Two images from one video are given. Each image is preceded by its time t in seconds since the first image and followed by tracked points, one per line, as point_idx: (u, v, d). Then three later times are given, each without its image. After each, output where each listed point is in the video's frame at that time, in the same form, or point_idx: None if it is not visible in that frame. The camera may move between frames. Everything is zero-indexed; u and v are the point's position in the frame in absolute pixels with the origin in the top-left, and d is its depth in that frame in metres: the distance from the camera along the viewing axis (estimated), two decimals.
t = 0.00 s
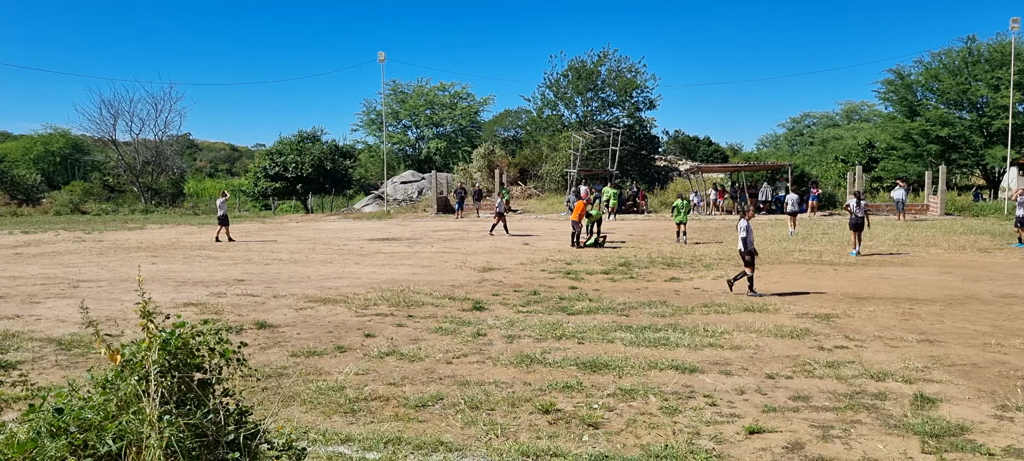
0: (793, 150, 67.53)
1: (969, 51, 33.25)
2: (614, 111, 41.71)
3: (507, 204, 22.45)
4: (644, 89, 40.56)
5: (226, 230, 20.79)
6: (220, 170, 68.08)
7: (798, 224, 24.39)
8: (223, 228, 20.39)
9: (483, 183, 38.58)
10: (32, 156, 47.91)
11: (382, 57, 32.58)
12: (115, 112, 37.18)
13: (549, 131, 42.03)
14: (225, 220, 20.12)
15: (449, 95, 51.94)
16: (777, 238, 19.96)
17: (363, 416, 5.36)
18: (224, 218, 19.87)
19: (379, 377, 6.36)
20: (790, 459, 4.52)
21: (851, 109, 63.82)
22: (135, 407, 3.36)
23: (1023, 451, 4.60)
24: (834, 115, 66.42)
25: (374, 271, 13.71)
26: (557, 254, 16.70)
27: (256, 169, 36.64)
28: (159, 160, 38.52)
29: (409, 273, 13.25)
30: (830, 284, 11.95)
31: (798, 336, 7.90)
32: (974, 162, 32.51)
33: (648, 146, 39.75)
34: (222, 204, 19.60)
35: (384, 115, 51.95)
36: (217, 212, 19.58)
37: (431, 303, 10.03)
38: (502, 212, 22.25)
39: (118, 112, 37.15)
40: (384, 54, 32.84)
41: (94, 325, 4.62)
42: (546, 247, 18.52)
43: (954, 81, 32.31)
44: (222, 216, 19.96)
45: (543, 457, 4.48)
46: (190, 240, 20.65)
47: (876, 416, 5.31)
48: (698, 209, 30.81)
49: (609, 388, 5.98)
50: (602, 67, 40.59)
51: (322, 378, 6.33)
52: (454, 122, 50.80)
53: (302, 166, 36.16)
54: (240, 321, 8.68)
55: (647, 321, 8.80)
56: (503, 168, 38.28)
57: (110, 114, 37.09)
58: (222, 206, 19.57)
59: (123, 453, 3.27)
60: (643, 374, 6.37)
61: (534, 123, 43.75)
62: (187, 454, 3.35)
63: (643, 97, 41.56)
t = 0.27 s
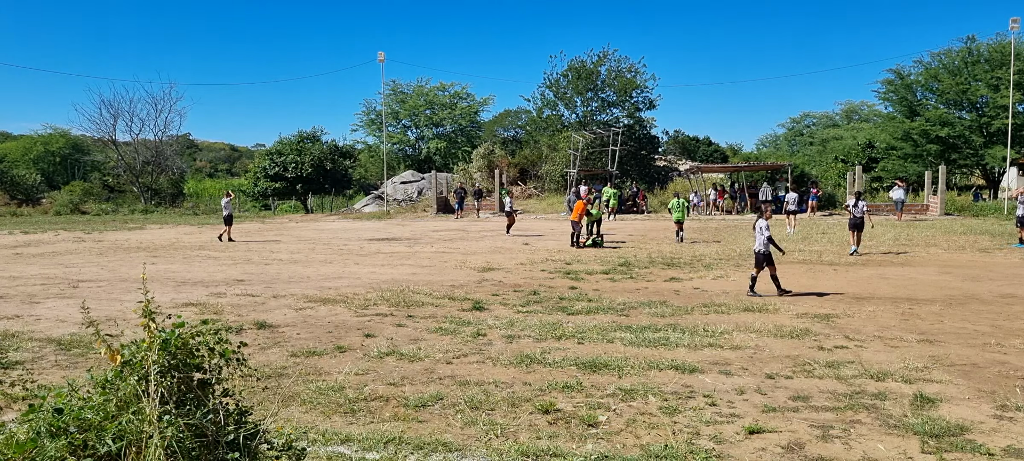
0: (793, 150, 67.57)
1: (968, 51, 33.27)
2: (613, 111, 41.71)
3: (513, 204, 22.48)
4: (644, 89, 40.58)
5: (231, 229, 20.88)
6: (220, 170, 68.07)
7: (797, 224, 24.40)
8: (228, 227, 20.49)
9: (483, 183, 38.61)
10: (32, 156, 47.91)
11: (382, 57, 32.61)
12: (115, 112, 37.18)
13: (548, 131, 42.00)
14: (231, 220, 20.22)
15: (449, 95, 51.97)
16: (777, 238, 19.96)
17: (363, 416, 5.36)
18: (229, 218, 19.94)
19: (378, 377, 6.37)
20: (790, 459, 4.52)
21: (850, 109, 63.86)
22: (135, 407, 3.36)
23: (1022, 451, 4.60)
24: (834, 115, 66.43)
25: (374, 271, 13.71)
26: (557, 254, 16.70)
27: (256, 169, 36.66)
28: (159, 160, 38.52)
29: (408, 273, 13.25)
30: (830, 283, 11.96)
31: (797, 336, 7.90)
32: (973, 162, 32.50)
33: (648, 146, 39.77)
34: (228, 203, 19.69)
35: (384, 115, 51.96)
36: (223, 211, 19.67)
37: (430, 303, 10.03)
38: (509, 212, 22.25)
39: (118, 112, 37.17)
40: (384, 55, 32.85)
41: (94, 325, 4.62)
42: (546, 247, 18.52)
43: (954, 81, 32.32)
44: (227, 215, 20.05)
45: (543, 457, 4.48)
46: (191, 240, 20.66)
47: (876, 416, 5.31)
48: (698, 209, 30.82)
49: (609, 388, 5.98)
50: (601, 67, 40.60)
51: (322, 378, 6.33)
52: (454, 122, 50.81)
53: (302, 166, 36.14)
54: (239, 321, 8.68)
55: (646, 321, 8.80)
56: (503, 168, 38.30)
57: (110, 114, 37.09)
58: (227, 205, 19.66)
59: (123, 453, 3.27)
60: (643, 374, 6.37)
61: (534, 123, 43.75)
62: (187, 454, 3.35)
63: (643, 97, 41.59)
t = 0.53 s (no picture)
0: (793, 150, 67.59)
1: (968, 51, 33.29)
2: (613, 111, 41.71)
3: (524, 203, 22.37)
4: (644, 89, 40.59)
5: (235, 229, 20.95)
6: (220, 170, 68.07)
7: (797, 224, 24.39)
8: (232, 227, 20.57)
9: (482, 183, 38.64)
10: (32, 156, 47.91)
11: (381, 57, 32.60)
12: (114, 112, 37.18)
13: (548, 131, 41.93)
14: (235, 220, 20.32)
15: (449, 95, 51.98)
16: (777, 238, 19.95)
17: (363, 416, 5.36)
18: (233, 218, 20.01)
19: (378, 377, 6.37)
20: (790, 458, 4.52)
21: (850, 109, 63.90)
22: (135, 408, 3.36)
23: (1022, 451, 4.60)
24: (834, 115, 66.46)
25: (373, 271, 13.71)
26: (556, 254, 16.70)
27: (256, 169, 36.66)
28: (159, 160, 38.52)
29: (408, 273, 13.26)
30: (830, 283, 11.96)
31: (797, 336, 7.91)
32: (973, 162, 32.51)
33: (647, 147, 39.78)
34: (232, 203, 19.76)
35: (384, 115, 51.96)
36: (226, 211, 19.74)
37: (430, 303, 10.04)
38: (518, 213, 22.18)
39: (117, 112, 37.16)
40: (384, 55, 32.85)
41: (93, 325, 4.61)
42: (546, 247, 18.53)
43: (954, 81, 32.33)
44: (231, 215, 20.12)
45: (542, 457, 4.48)
46: (191, 240, 20.67)
47: (875, 415, 5.31)
48: (698, 209, 30.82)
49: (609, 388, 5.98)
50: (601, 66, 40.60)
51: (322, 378, 6.33)
52: (453, 122, 50.81)
53: (302, 166, 36.14)
54: (239, 321, 8.68)
55: (646, 321, 8.80)
56: (502, 168, 38.32)
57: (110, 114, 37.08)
58: (231, 205, 19.74)
59: (123, 453, 3.27)
60: (642, 374, 6.37)
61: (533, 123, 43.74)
62: (187, 454, 3.35)
63: (642, 97, 41.61)
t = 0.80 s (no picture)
0: (792, 150, 67.62)
1: (968, 51, 33.31)
2: (613, 111, 41.71)
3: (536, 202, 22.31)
4: (643, 89, 40.59)
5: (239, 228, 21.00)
6: (219, 170, 68.05)
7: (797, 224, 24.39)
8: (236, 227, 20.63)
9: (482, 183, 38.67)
10: (31, 155, 47.88)
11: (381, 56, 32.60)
12: (114, 112, 37.16)
13: (548, 131, 41.83)
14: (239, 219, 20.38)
15: (448, 95, 51.98)
16: (777, 238, 19.95)
17: (362, 416, 5.36)
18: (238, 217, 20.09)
19: (378, 377, 6.36)
20: (789, 458, 4.52)
21: (850, 110, 63.94)
22: (134, 407, 3.35)
23: (1022, 450, 4.61)
24: (834, 115, 66.41)
25: (373, 271, 13.70)
26: (556, 254, 16.69)
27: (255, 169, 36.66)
28: (159, 160, 38.51)
29: (408, 273, 13.25)
30: (829, 283, 11.96)
31: (797, 336, 7.91)
32: (973, 162, 32.51)
33: (647, 146, 39.79)
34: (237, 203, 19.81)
35: (384, 115, 51.95)
36: (230, 211, 19.80)
37: (430, 303, 10.03)
38: (529, 211, 22.13)
39: (117, 112, 37.13)
40: (383, 55, 32.85)
41: (92, 325, 4.61)
42: (546, 247, 18.52)
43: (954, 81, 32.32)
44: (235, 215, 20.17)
45: (542, 457, 4.48)
46: (190, 240, 20.66)
47: (875, 415, 5.31)
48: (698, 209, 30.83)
49: (609, 388, 5.98)
50: (601, 66, 40.59)
51: (321, 378, 6.33)
52: (453, 122, 50.80)
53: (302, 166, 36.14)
54: (239, 321, 8.68)
55: (646, 321, 8.80)
56: (502, 168, 38.33)
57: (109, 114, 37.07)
58: (236, 205, 19.80)
59: (122, 453, 3.27)
60: (642, 374, 6.37)
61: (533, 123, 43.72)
62: (187, 454, 3.36)
63: (642, 97, 41.63)
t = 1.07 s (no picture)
0: (792, 150, 67.64)
1: (967, 51, 33.31)
2: (613, 111, 41.72)
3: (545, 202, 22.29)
4: (643, 89, 40.61)
5: (243, 228, 21.07)
6: (218, 170, 68.05)
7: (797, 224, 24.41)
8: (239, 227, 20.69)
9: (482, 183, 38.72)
10: (31, 156, 47.91)
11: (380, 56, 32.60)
12: (113, 113, 37.18)
13: (548, 131, 41.76)
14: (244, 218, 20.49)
15: (448, 95, 52.00)
16: (777, 238, 19.96)
17: (362, 416, 5.36)
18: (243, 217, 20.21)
19: (378, 377, 6.36)
20: (790, 458, 4.52)
21: (849, 109, 63.97)
22: (135, 407, 3.35)
23: (1022, 450, 4.61)
24: (833, 115, 66.38)
25: (373, 271, 13.70)
26: (556, 254, 16.69)
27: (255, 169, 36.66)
28: (158, 160, 38.53)
29: (408, 273, 13.25)
30: (829, 283, 11.96)
31: (796, 336, 7.91)
32: (972, 162, 32.54)
33: (647, 147, 39.82)
34: (241, 203, 19.90)
35: (383, 115, 51.98)
36: (234, 211, 19.88)
37: (429, 303, 10.03)
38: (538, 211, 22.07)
39: (116, 113, 37.15)
40: (383, 55, 32.88)
41: (91, 325, 4.60)
42: (545, 247, 18.52)
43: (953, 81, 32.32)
44: (240, 214, 20.25)
45: (542, 457, 4.48)
46: (190, 240, 20.66)
47: (874, 415, 5.31)
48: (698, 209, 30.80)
49: (608, 388, 5.98)
50: (600, 66, 40.59)
51: (321, 378, 6.33)
52: (453, 122, 50.83)
53: (302, 166, 36.16)
54: (239, 321, 8.68)
55: (646, 321, 8.80)
56: (501, 168, 38.37)
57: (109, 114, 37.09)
58: (238, 205, 19.86)
59: (122, 453, 3.27)
60: (642, 374, 6.37)
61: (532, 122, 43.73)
62: (187, 454, 3.36)
63: (642, 97, 41.65)
